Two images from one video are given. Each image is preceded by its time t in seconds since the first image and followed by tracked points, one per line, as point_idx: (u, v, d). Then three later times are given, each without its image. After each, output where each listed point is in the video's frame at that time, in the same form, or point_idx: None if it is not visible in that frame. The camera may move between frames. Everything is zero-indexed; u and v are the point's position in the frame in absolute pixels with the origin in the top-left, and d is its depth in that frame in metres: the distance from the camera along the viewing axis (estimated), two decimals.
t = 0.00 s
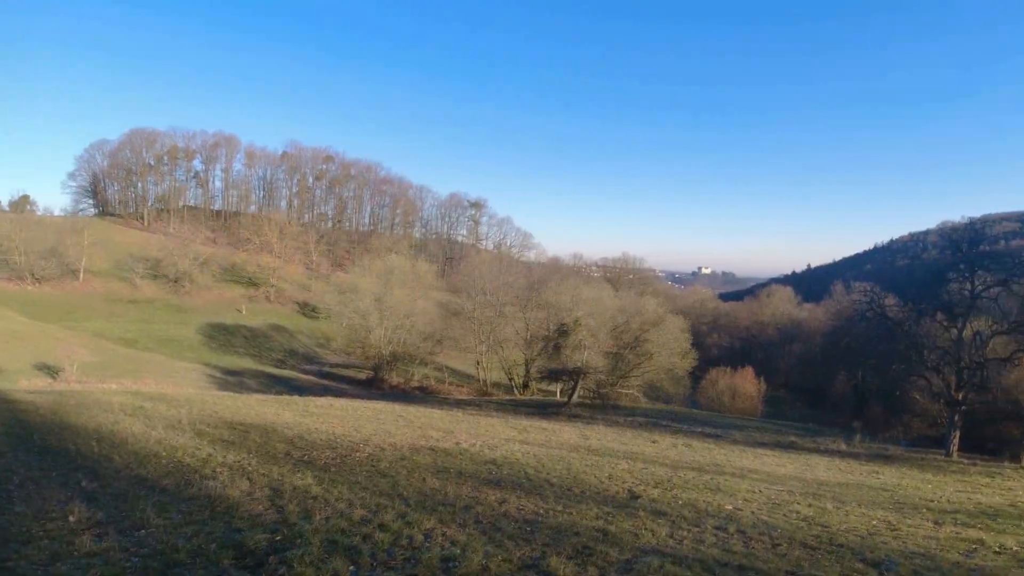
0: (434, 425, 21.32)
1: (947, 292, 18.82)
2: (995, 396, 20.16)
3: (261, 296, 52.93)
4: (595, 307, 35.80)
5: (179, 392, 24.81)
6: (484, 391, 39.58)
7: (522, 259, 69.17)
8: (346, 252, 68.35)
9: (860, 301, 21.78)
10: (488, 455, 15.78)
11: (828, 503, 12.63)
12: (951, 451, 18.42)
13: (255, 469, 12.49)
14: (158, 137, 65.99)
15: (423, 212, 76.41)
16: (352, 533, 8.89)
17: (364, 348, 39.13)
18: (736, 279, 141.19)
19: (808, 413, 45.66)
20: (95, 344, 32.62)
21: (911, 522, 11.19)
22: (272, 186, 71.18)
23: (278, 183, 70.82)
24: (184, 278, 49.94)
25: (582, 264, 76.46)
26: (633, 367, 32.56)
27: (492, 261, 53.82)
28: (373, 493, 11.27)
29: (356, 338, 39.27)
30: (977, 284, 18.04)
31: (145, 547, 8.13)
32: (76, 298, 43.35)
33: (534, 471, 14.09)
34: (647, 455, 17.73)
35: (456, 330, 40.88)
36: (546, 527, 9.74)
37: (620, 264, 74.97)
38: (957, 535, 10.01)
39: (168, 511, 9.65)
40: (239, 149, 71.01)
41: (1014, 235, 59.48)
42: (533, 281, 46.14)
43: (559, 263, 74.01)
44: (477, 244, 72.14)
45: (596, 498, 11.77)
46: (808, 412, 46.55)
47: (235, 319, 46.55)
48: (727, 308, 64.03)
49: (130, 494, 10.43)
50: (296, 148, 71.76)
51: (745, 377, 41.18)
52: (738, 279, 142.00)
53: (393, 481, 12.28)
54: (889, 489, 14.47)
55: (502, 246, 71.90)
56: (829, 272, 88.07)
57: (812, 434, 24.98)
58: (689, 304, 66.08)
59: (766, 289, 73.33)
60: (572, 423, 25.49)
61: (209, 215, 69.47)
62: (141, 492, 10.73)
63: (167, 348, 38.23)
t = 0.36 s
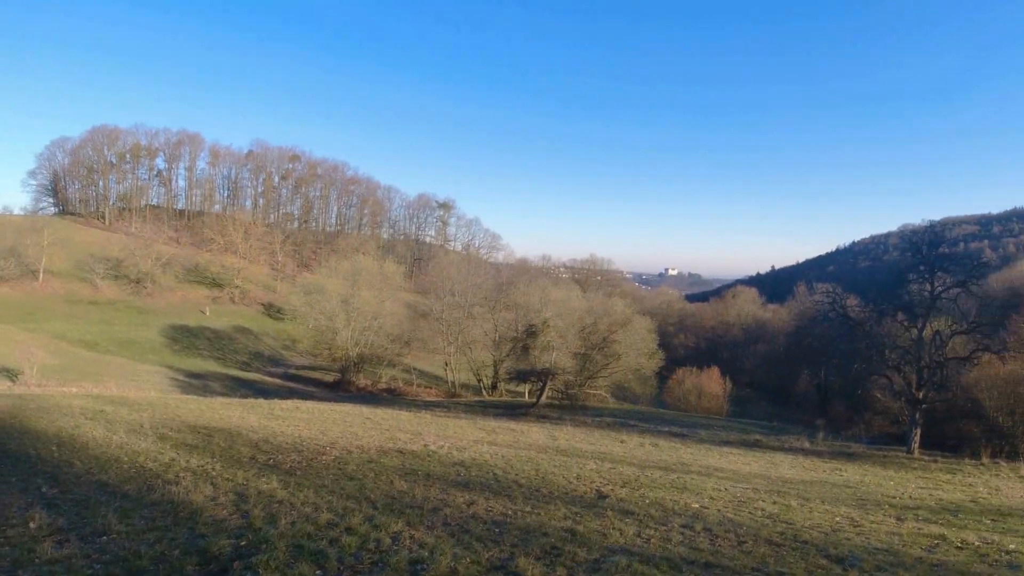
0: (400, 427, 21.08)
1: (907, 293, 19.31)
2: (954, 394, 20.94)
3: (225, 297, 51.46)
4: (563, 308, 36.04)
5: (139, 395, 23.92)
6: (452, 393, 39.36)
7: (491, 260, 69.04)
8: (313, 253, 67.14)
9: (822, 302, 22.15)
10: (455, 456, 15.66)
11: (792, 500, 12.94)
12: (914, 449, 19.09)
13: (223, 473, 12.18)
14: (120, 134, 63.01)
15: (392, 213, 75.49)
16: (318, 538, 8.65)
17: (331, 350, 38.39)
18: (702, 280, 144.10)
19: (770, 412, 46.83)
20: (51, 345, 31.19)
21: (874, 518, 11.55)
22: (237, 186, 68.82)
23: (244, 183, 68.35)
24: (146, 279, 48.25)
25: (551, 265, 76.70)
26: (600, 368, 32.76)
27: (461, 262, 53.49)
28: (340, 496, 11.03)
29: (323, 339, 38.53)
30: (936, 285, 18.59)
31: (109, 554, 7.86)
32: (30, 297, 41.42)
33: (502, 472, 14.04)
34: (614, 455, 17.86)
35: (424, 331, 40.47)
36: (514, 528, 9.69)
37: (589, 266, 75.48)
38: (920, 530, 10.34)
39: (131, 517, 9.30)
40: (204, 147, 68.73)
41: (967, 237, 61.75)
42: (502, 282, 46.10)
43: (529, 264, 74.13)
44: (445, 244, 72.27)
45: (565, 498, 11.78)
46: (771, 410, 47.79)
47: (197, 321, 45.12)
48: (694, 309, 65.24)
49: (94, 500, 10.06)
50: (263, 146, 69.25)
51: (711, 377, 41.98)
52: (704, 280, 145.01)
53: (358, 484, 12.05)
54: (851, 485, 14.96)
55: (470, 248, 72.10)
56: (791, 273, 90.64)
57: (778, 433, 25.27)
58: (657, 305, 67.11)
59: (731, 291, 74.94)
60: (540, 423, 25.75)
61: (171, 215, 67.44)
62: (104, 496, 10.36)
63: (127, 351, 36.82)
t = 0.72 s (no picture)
0: (374, 429, 20.89)
1: (876, 293, 19.84)
2: (921, 393, 21.48)
3: (194, 298, 50.15)
4: (538, 309, 36.17)
5: (107, 398, 23.21)
6: (425, 394, 39.06)
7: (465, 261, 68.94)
8: (284, 253, 65.99)
9: (792, 302, 22.57)
10: (429, 458, 15.59)
11: (764, 498, 13.25)
12: (882, 446, 19.63)
13: (192, 477, 11.91)
14: (87, 133, 61.37)
15: (365, 212, 74.26)
16: (289, 541, 8.55)
17: (303, 351, 37.79)
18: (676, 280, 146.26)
19: (741, 411, 47.73)
20: (13, 347, 29.98)
21: (844, 515, 11.90)
22: (207, 184, 66.89)
23: (213, 182, 66.57)
24: (113, 279, 46.78)
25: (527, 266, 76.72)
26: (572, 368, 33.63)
27: (434, 262, 53.16)
28: (312, 499, 10.91)
29: (294, 341, 37.84)
30: (904, 285, 19.14)
31: (78, 560, 7.63)
32: None
33: (476, 473, 14.04)
34: (588, 454, 18.01)
35: (398, 333, 40.44)
36: (488, 529, 9.74)
37: (563, 267, 75.79)
38: (889, 527, 10.69)
39: (100, 522, 9.02)
40: (174, 146, 66.99)
41: (931, 240, 63.87)
42: (475, 284, 45.97)
43: (504, 265, 74.05)
44: (418, 245, 72.66)
45: (539, 498, 11.86)
46: (741, 409, 48.70)
47: (166, 322, 43.90)
48: (667, 310, 66.04)
49: (61, 505, 9.75)
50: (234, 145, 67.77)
51: (684, 377, 42.59)
52: (677, 280, 147.34)
53: (331, 487, 11.92)
54: (821, 483, 15.39)
55: (444, 248, 72.32)
56: (762, 275, 92.51)
57: (750, 432, 25.65)
58: (630, 305, 67.77)
59: (703, 292, 76.09)
60: (514, 424, 25.84)
61: (140, 214, 65.67)
62: (71, 501, 10.03)
63: (94, 353, 35.64)
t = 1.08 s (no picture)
0: (348, 431, 20.76)
1: (847, 293, 20.55)
2: (891, 391, 22.05)
3: (166, 299, 49.05)
4: (515, 310, 36.28)
5: (75, 401, 22.55)
6: (401, 396, 38.85)
7: (439, 262, 69.26)
8: (257, 253, 65.01)
9: (765, 303, 23.11)
10: (405, 460, 15.57)
11: (737, 496, 13.57)
12: (853, 445, 20.16)
13: (163, 481, 11.70)
14: (57, 129, 59.24)
15: (339, 213, 73.89)
16: (262, 545, 8.49)
17: (276, 353, 37.24)
18: (650, 280, 148.24)
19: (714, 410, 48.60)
20: None
21: (816, 512, 12.26)
22: (179, 183, 64.95)
23: (185, 180, 64.55)
24: (83, 279, 45.45)
25: (501, 266, 77.28)
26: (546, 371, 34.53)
27: (409, 262, 52.90)
28: (287, 502, 10.82)
29: (268, 342, 37.25)
30: (874, 286, 19.79)
31: (46, 565, 7.44)
32: None
33: (451, 474, 14.08)
34: (563, 455, 18.19)
35: (372, 333, 40.03)
36: (464, 530, 9.80)
37: (539, 267, 76.17)
38: (860, 524, 11.05)
39: (69, 527, 8.81)
40: (146, 144, 65.34)
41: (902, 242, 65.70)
42: (451, 285, 45.87)
43: (480, 266, 74.06)
44: (393, 245, 72.11)
45: (516, 498, 11.95)
46: (716, 408, 49.58)
47: (136, 324, 42.84)
48: (643, 310, 66.86)
49: (28, 510, 9.48)
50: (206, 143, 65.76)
51: (659, 377, 43.20)
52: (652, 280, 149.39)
53: (305, 490, 11.84)
54: (794, 480, 15.83)
55: (418, 249, 72.28)
56: (735, 275, 94.34)
57: (724, 431, 26.12)
58: (606, 306, 68.37)
59: (678, 292, 76.94)
60: (490, 425, 25.89)
61: (110, 213, 63.99)
62: (40, 506, 9.78)
63: (62, 354, 34.60)
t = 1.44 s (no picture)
0: (323, 433, 20.61)
1: (818, 294, 21.12)
2: (862, 390, 22.65)
3: (137, 300, 48.05)
4: (491, 312, 36.43)
5: (43, 404, 21.94)
6: (377, 397, 38.58)
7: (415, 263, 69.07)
8: (230, 254, 64.05)
9: (738, 305, 23.57)
10: (380, 462, 15.55)
11: (711, 494, 13.91)
12: (825, 443, 20.68)
13: (135, 485, 11.50)
14: (26, 126, 57.14)
15: (314, 213, 72.99)
16: (236, 549, 8.44)
17: (249, 354, 36.73)
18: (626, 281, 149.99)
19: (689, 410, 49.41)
20: None
21: (789, 510, 12.64)
22: (150, 183, 64.05)
23: (157, 180, 63.69)
24: (52, 280, 44.02)
25: (477, 267, 77.52)
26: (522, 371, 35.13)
27: (383, 263, 52.50)
28: (259, 507, 10.75)
29: (241, 344, 36.69)
30: (845, 286, 20.42)
31: (16, 571, 7.30)
32: None
33: (428, 476, 14.11)
34: (539, 455, 18.36)
35: (348, 335, 39.02)
36: (439, 532, 9.89)
37: (515, 267, 76.41)
38: (833, 520, 11.44)
39: (40, 533, 8.63)
40: (117, 142, 63.87)
41: (874, 243, 67.38)
42: (426, 286, 45.68)
43: (456, 267, 73.98)
44: (369, 246, 71.73)
45: (491, 499, 12.04)
46: (690, 407, 50.36)
47: (107, 326, 41.71)
48: (618, 311, 67.57)
49: None
50: (178, 142, 64.64)
51: (635, 377, 43.80)
52: (627, 280, 151.11)
53: (277, 493, 11.78)
54: (767, 479, 16.26)
55: (394, 249, 72.07)
56: (709, 276, 95.95)
57: (696, 431, 26.60)
58: (582, 307, 68.93)
59: (655, 292, 77.80)
60: (465, 426, 25.93)
61: (81, 213, 62.34)
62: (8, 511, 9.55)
63: (31, 357, 33.53)
